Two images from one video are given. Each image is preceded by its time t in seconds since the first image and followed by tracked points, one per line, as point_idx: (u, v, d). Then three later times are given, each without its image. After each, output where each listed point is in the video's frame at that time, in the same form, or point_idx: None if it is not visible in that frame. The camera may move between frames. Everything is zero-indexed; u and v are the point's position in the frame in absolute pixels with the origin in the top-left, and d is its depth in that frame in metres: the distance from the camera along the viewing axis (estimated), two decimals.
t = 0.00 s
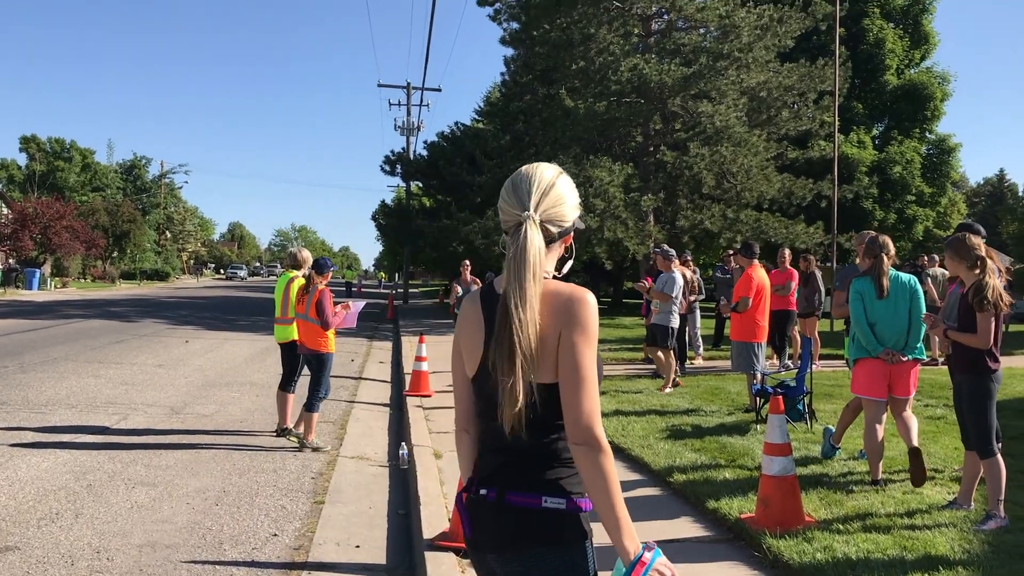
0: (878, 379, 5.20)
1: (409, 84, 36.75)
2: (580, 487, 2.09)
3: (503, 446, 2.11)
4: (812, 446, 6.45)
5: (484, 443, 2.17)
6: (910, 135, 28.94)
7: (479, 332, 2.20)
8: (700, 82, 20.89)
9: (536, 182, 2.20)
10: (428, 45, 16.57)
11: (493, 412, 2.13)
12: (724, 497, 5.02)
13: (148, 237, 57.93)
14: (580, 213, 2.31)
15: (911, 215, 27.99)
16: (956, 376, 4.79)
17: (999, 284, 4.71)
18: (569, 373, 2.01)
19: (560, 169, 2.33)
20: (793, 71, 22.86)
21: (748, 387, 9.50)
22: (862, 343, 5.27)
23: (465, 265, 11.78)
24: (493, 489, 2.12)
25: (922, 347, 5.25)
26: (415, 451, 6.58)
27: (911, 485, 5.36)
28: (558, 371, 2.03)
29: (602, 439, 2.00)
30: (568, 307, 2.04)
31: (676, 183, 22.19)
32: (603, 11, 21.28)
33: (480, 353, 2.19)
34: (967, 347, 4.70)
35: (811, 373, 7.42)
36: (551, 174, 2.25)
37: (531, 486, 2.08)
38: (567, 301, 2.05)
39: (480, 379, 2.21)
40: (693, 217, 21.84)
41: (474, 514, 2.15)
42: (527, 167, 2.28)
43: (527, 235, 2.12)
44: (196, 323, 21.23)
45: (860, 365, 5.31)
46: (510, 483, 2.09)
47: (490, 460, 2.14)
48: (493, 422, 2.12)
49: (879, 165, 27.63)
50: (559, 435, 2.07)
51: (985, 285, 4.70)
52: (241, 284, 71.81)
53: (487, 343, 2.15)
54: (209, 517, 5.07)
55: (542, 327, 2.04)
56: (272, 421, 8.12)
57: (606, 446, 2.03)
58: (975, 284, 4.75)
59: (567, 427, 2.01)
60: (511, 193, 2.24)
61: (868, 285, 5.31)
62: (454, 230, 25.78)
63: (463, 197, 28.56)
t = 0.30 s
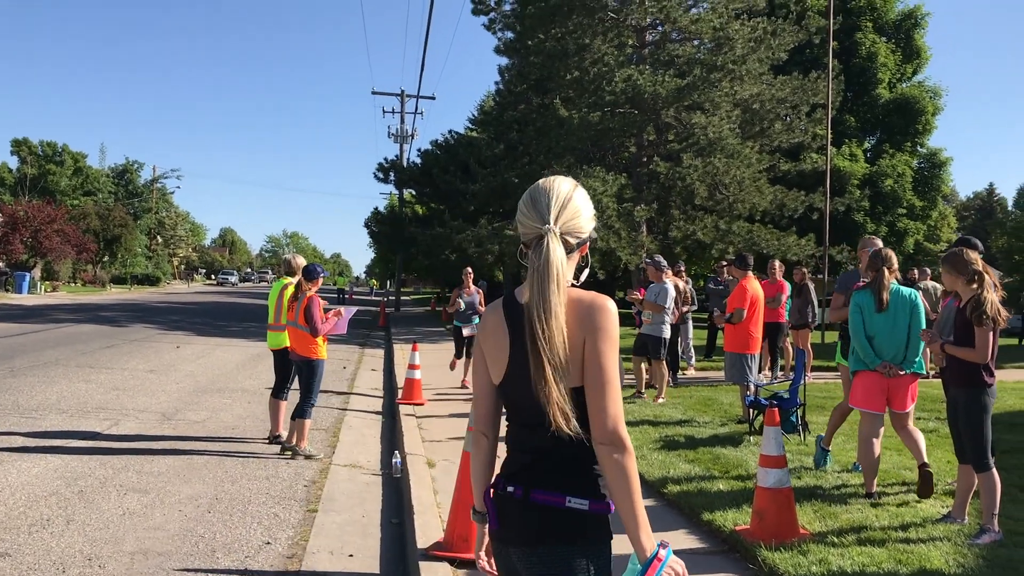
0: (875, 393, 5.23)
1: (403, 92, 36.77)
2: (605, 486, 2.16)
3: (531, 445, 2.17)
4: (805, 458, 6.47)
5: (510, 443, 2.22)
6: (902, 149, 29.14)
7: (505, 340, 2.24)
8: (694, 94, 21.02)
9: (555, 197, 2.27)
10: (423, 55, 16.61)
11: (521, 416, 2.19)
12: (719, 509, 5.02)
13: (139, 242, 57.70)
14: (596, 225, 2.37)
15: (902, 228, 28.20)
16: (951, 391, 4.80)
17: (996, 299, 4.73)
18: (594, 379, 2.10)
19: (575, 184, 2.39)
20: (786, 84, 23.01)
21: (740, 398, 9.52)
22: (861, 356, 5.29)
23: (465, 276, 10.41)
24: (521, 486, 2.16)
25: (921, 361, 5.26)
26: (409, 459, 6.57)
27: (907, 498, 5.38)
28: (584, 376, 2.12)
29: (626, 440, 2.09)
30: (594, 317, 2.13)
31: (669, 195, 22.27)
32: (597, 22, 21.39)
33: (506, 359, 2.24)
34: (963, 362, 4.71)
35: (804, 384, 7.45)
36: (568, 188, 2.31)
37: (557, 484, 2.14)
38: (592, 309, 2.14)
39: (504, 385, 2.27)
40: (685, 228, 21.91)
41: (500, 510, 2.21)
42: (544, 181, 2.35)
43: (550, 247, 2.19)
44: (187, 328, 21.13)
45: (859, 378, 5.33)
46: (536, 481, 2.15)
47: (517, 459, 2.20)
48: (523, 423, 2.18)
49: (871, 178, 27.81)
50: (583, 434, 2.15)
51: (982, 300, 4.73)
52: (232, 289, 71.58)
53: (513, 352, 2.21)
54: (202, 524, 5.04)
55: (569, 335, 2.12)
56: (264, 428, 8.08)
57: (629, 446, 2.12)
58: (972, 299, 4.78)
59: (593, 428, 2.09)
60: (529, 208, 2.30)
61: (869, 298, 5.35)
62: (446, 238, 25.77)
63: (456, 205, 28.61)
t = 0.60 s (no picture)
0: (886, 400, 5.25)
1: (395, 97, 36.77)
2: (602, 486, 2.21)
3: (533, 445, 2.23)
4: (799, 465, 6.49)
5: (513, 441, 2.28)
6: (893, 156, 29.33)
7: (508, 346, 2.28)
8: (687, 100, 21.10)
9: (556, 214, 2.32)
10: (417, 60, 16.64)
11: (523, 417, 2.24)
12: (714, 516, 5.04)
13: (129, 245, 57.46)
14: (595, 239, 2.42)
15: (893, 235, 28.37)
16: (947, 398, 4.83)
17: (994, 307, 4.73)
18: (596, 383, 2.15)
19: (574, 200, 2.43)
20: (778, 90, 23.13)
21: (733, 405, 9.55)
22: (873, 363, 5.32)
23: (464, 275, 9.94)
24: (525, 483, 2.23)
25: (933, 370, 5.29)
26: (403, 465, 6.56)
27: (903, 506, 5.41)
28: (586, 381, 2.16)
29: (622, 442, 2.14)
30: (597, 326, 2.18)
31: (661, 201, 22.32)
32: (590, 28, 21.48)
33: (509, 363, 2.28)
34: (961, 368, 4.74)
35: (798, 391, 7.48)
36: (568, 205, 2.36)
37: (559, 482, 2.20)
38: (595, 319, 2.19)
39: (507, 388, 2.31)
40: (677, 234, 21.93)
41: (506, 505, 2.26)
42: (545, 198, 2.38)
43: (552, 261, 2.24)
44: (178, 332, 21.02)
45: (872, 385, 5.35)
46: (540, 478, 2.21)
47: (519, 457, 2.25)
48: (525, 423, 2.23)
49: (862, 185, 27.96)
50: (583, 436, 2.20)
51: (979, 308, 4.72)
52: (222, 293, 71.40)
53: (516, 357, 2.26)
54: (195, 530, 5.02)
55: (572, 342, 2.17)
56: (258, 433, 8.05)
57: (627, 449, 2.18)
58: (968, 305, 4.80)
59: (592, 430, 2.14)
60: (531, 224, 2.33)
61: (883, 305, 5.35)
62: (439, 243, 25.74)
63: (449, 210, 28.62)
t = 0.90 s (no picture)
0: (909, 398, 5.28)
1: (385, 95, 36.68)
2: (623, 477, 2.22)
3: (552, 436, 2.24)
4: (798, 463, 6.51)
5: (531, 433, 2.28)
6: (882, 153, 29.48)
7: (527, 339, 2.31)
8: (678, 98, 21.13)
9: (574, 212, 2.36)
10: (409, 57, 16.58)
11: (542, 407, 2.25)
12: (715, 516, 5.05)
13: (115, 244, 57.13)
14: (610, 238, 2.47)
15: (882, 232, 28.48)
16: (952, 396, 4.85)
17: (1001, 305, 4.75)
18: (617, 373, 2.17)
19: (590, 199, 2.48)
20: (768, 88, 23.18)
21: (729, 402, 9.58)
22: (896, 360, 5.32)
23: (465, 273, 9.40)
24: (545, 473, 2.23)
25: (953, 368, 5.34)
26: (401, 465, 6.54)
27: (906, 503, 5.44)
28: (607, 373, 2.19)
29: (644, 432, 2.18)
30: (617, 320, 2.22)
31: (652, 199, 22.33)
32: (580, 25, 21.49)
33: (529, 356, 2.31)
34: (965, 367, 4.76)
35: (795, 389, 7.51)
36: (584, 204, 2.40)
37: (584, 473, 2.20)
38: (615, 313, 2.23)
39: (525, 382, 2.34)
40: (668, 232, 21.92)
41: (528, 497, 2.25)
42: (562, 197, 2.43)
43: (570, 255, 2.28)
44: (167, 332, 20.90)
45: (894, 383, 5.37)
46: (563, 469, 2.21)
47: (537, 449, 2.26)
48: (543, 413, 2.24)
49: (851, 182, 28.10)
50: (606, 427, 2.23)
51: (986, 305, 4.75)
52: (211, 292, 71.14)
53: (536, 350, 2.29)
54: (194, 532, 4.99)
55: (592, 336, 2.21)
56: (253, 433, 8.02)
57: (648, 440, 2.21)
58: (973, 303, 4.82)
59: (615, 420, 2.17)
60: (550, 221, 2.38)
61: (907, 303, 5.34)
62: (430, 242, 25.67)
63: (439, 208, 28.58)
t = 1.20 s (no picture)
0: (923, 390, 5.29)
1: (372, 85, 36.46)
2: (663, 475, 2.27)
3: (593, 434, 2.26)
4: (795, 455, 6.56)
5: (570, 429, 2.31)
6: (868, 144, 29.65)
7: (567, 337, 2.31)
8: (666, 89, 21.16)
9: (613, 205, 2.35)
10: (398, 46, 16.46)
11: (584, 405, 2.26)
12: (718, 509, 5.09)
13: (98, 234, 56.65)
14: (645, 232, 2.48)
15: (868, 222, 28.61)
16: (959, 389, 4.91)
17: (1009, 299, 4.76)
18: (660, 373, 2.21)
19: (628, 193, 2.47)
20: (755, 79, 23.23)
21: (723, 394, 9.63)
22: (912, 352, 5.34)
23: (471, 262, 9.18)
24: (586, 471, 2.25)
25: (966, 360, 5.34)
26: (400, 458, 6.55)
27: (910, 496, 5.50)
28: (649, 373, 2.23)
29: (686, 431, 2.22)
30: (658, 319, 2.25)
31: (640, 189, 22.34)
32: (568, 15, 21.45)
33: (568, 353, 2.32)
34: (975, 360, 4.80)
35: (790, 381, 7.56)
36: (623, 198, 2.39)
37: (625, 472, 2.22)
38: (655, 312, 2.26)
39: (564, 379, 2.34)
40: (657, 223, 21.93)
41: (566, 493, 2.27)
42: (601, 190, 2.42)
43: (612, 250, 2.29)
44: (154, 323, 20.75)
45: (909, 375, 5.38)
46: (603, 466, 2.23)
47: (579, 446, 2.27)
48: (585, 411, 2.25)
49: (838, 173, 28.24)
50: (646, 426, 2.26)
51: (996, 299, 4.75)
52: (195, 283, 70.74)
53: (578, 347, 2.29)
54: (195, 527, 4.98)
55: (636, 337, 2.23)
56: (248, 426, 7.99)
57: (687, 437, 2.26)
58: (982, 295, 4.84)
59: (658, 419, 2.20)
60: (588, 213, 2.37)
61: (923, 294, 5.37)
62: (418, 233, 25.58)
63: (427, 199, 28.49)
